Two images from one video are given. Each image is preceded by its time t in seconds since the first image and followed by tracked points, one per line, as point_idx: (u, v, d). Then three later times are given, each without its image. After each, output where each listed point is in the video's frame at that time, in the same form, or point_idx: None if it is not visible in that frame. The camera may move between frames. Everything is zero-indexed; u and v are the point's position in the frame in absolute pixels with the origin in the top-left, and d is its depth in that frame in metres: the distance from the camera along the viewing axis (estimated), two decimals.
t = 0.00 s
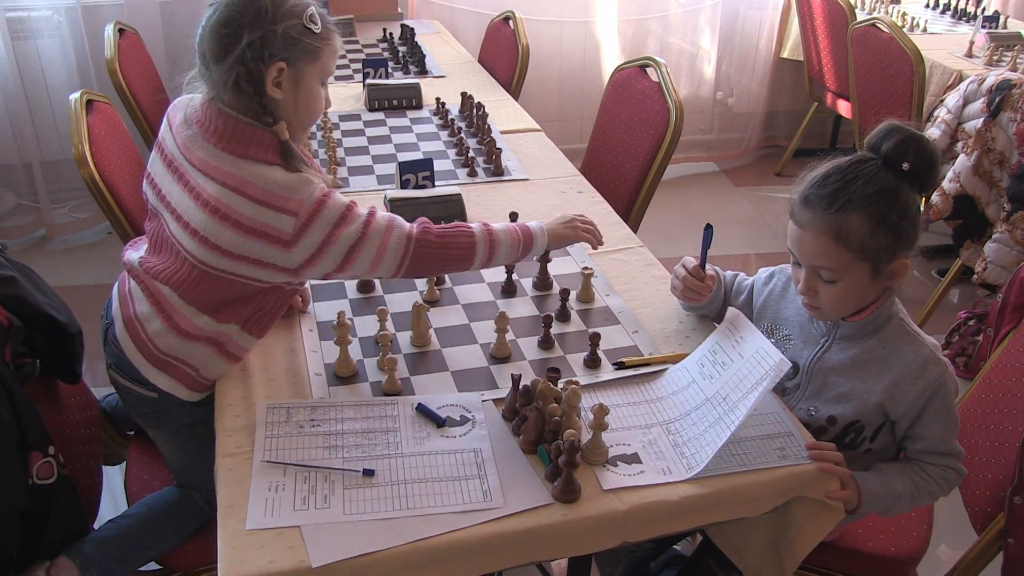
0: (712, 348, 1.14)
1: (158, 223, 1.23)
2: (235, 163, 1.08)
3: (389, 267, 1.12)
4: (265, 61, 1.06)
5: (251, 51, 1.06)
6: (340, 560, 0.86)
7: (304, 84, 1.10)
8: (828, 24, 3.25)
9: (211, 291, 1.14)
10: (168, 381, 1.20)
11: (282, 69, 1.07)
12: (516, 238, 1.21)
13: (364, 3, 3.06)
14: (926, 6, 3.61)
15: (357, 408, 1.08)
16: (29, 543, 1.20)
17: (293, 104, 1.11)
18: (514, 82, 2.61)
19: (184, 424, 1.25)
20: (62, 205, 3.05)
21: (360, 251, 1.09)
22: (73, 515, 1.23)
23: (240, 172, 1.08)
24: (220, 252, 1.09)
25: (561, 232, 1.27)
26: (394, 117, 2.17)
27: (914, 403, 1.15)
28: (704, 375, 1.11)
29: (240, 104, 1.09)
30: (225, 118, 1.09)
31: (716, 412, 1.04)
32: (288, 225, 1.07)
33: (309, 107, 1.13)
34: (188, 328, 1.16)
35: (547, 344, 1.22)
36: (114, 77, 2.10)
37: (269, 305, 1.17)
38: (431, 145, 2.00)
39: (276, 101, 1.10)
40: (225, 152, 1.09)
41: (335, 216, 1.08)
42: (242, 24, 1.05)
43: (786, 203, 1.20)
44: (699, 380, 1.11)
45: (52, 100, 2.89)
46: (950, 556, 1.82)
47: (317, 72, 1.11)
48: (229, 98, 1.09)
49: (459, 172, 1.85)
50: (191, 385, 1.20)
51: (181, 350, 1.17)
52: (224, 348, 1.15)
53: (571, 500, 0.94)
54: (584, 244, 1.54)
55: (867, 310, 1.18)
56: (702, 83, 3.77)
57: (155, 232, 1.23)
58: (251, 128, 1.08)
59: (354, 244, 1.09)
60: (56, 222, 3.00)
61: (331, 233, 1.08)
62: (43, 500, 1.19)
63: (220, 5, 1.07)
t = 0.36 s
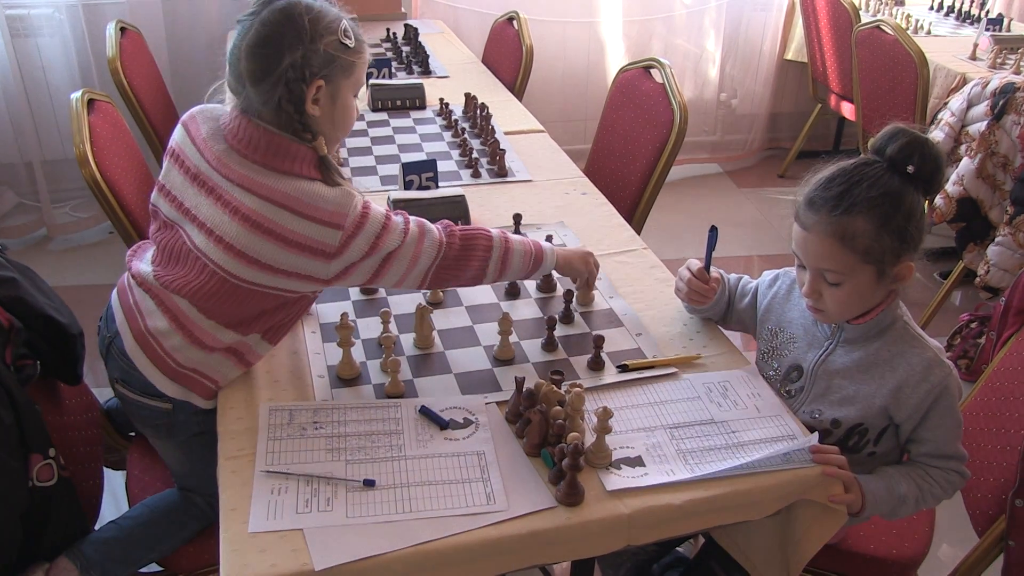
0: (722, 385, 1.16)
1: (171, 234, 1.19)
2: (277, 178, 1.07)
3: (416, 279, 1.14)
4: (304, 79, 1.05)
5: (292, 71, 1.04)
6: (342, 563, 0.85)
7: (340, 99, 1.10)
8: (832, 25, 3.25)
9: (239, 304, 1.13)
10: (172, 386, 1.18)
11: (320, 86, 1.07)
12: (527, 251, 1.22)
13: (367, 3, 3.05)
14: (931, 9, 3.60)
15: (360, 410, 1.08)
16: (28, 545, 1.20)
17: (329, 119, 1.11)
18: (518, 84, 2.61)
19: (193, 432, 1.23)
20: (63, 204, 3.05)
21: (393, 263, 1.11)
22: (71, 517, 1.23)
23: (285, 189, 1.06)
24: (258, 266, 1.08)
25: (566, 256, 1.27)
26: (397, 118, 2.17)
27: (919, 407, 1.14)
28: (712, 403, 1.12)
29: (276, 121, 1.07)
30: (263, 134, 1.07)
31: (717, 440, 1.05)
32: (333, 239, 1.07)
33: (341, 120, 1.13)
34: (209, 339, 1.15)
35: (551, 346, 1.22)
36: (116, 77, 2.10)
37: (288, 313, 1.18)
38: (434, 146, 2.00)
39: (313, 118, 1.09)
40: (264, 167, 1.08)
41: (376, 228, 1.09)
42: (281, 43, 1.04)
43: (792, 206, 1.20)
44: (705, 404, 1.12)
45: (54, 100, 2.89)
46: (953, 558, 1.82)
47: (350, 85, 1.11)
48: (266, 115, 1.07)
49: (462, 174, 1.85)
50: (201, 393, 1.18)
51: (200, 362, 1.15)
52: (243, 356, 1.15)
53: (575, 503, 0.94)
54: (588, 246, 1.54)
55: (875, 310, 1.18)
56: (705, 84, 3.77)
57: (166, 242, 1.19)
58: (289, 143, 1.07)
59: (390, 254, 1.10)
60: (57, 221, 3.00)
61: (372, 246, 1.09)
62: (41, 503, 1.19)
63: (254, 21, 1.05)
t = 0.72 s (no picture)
0: (708, 376, 1.16)
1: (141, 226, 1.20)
2: (233, 165, 1.07)
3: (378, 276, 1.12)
4: (251, 60, 1.05)
5: (236, 52, 1.04)
6: (330, 556, 0.85)
7: (294, 79, 1.09)
8: (818, 15, 3.25)
9: (205, 295, 1.13)
10: (153, 382, 1.19)
11: (269, 67, 1.06)
12: (494, 254, 1.22)
13: None
14: None
15: (347, 402, 1.07)
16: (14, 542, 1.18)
17: (285, 101, 1.10)
18: (504, 74, 2.59)
19: (178, 424, 1.24)
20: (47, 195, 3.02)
21: (353, 258, 1.09)
22: (58, 512, 1.22)
23: (240, 176, 1.06)
24: (217, 255, 1.08)
25: (531, 254, 1.28)
26: (383, 108, 2.16)
27: (904, 396, 1.15)
28: (699, 392, 1.13)
29: (228, 104, 1.07)
30: (217, 119, 1.07)
31: (704, 431, 1.05)
32: (288, 227, 1.06)
33: (299, 102, 1.12)
34: (178, 331, 1.14)
35: (538, 337, 1.22)
36: (99, 66, 2.07)
37: (257, 306, 1.17)
38: (421, 137, 1.99)
39: (267, 100, 1.08)
40: (219, 154, 1.07)
41: (336, 219, 1.08)
42: (223, 24, 1.03)
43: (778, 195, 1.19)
44: (692, 394, 1.12)
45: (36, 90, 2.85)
46: (938, 546, 1.84)
47: (305, 64, 1.09)
48: (217, 99, 1.07)
49: (449, 164, 1.84)
50: (177, 386, 1.18)
51: (174, 355, 1.16)
52: (217, 351, 1.14)
53: (562, 495, 0.94)
54: (575, 237, 1.54)
55: (863, 298, 1.18)
56: (692, 75, 3.77)
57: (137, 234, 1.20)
58: (244, 128, 1.07)
59: (351, 246, 1.09)
60: (41, 212, 2.97)
61: (329, 238, 1.07)
62: (27, 498, 1.17)
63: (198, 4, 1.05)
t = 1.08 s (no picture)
0: (712, 382, 1.16)
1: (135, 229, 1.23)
2: (181, 147, 1.07)
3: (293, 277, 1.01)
4: (215, 46, 1.05)
5: (204, 35, 1.05)
6: (333, 562, 0.85)
7: (261, 78, 1.07)
8: (819, 21, 3.26)
9: (170, 288, 1.14)
10: (149, 382, 1.23)
11: (231, 56, 1.05)
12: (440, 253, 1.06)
13: None
14: (917, 4, 3.62)
15: (349, 408, 1.07)
16: (17, 547, 1.18)
17: (246, 95, 1.08)
18: (506, 79, 2.60)
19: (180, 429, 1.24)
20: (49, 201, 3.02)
21: (271, 245, 1.00)
22: (60, 518, 1.22)
23: (184, 156, 1.06)
24: (172, 238, 1.08)
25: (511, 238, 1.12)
26: (385, 114, 2.16)
27: (907, 400, 1.15)
28: (701, 398, 1.12)
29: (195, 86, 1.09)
30: (183, 102, 1.09)
31: (707, 437, 1.05)
32: (216, 206, 1.03)
33: (266, 104, 1.10)
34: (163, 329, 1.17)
35: (539, 344, 1.22)
36: (102, 73, 2.07)
37: (220, 305, 1.14)
38: (422, 143, 1.99)
39: (227, 89, 1.08)
40: (175, 133, 1.08)
41: (262, 202, 1.02)
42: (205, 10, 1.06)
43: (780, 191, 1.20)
44: (695, 401, 1.12)
45: (39, 96, 2.85)
46: (940, 553, 1.83)
47: (279, 71, 1.07)
48: (190, 81, 1.09)
49: (450, 170, 1.84)
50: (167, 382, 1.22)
51: (155, 351, 1.19)
52: (197, 352, 1.16)
53: (564, 501, 0.94)
54: (577, 243, 1.54)
55: (863, 304, 1.18)
56: (694, 80, 3.78)
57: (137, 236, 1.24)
58: (201, 110, 1.08)
59: (274, 233, 1.01)
60: (44, 218, 2.98)
61: (251, 217, 1.02)
62: (29, 504, 1.18)
63: None
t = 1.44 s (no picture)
0: (715, 381, 1.15)
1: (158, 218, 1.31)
2: (133, 140, 1.11)
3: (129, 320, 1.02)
4: (171, 35, 1.05)
5: (165, 23, 1.06)
6: (336, 557, 0.85)
7: (216, 72, 1.07)
8: (824, 21, 3.25)
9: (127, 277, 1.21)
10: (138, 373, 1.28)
11: (186, 47, 1.05)
12: (224, 386, 0.98)
13: None
14: (923, 5, 3.61)
15: (351, 403, 1.07)
16: (18, 539, 1.18)
17: (198, 87, 1.08)
18: (510, 76, 2.59)
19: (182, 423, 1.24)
20: (51, 193, 3.02)
21: (138, 276, 1.02)
22: (60, 510, 1.22)
23: (128, 149, 1.11)
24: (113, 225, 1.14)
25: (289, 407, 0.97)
26: (389, 109, 2.16)
27: (909, 399, 1.15)
28: (705, 396, 1.12)
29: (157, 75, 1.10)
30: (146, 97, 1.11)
31: (711, 436, 1.05)
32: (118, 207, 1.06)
33: (217, 100, 1.09)
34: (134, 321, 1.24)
35: (543, 341, 1.22)
36: (106, 65, 2.07)
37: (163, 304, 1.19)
38: (427, 138, 1.99)
39: (183, 81, 1.09)
40: (133, 125, 1.12)
41: (155, 226, 1.03)
42: None
43: (789, 179, 1.22)
44: (699, 400, 1.11)
45: (43, 88, 2.85)
46: (939, 555, 1.83)
47: (233, 66, 1.07)
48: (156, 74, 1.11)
49: (454, 166, 1.84)
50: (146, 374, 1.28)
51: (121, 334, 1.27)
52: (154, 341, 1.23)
53: (567, 499, 0.94)
54: (581, 240, 1.53)
55: (856, 303, 1.19)
56: (698, 79, 3.77)
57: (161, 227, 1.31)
58: (157, 109, 1.10)
59: (143, 264, 1.02)
60: (46, 210, 2.98)
61: (138, 238, 1.03)
62: (30, 497, 1.18)
63: None
